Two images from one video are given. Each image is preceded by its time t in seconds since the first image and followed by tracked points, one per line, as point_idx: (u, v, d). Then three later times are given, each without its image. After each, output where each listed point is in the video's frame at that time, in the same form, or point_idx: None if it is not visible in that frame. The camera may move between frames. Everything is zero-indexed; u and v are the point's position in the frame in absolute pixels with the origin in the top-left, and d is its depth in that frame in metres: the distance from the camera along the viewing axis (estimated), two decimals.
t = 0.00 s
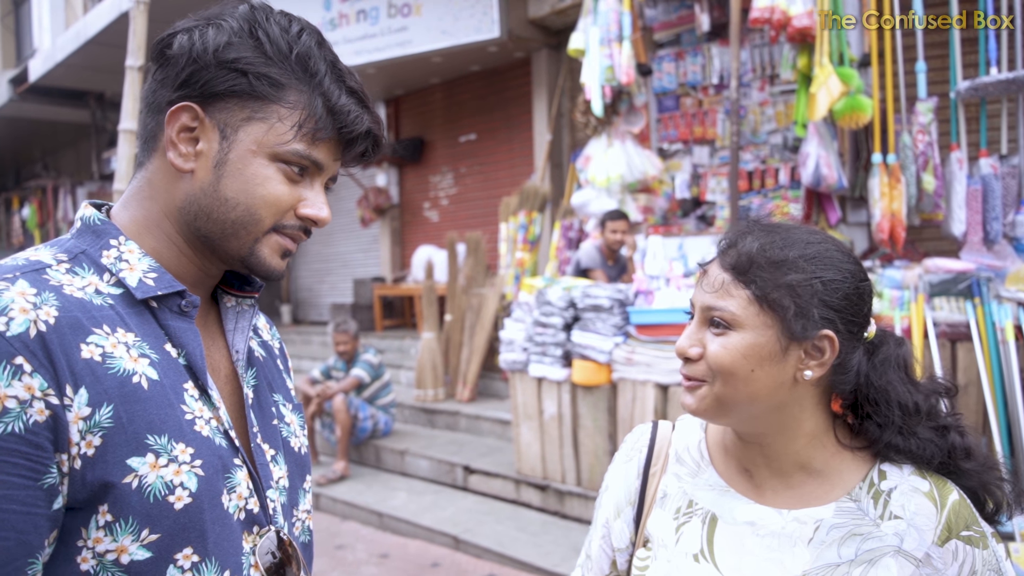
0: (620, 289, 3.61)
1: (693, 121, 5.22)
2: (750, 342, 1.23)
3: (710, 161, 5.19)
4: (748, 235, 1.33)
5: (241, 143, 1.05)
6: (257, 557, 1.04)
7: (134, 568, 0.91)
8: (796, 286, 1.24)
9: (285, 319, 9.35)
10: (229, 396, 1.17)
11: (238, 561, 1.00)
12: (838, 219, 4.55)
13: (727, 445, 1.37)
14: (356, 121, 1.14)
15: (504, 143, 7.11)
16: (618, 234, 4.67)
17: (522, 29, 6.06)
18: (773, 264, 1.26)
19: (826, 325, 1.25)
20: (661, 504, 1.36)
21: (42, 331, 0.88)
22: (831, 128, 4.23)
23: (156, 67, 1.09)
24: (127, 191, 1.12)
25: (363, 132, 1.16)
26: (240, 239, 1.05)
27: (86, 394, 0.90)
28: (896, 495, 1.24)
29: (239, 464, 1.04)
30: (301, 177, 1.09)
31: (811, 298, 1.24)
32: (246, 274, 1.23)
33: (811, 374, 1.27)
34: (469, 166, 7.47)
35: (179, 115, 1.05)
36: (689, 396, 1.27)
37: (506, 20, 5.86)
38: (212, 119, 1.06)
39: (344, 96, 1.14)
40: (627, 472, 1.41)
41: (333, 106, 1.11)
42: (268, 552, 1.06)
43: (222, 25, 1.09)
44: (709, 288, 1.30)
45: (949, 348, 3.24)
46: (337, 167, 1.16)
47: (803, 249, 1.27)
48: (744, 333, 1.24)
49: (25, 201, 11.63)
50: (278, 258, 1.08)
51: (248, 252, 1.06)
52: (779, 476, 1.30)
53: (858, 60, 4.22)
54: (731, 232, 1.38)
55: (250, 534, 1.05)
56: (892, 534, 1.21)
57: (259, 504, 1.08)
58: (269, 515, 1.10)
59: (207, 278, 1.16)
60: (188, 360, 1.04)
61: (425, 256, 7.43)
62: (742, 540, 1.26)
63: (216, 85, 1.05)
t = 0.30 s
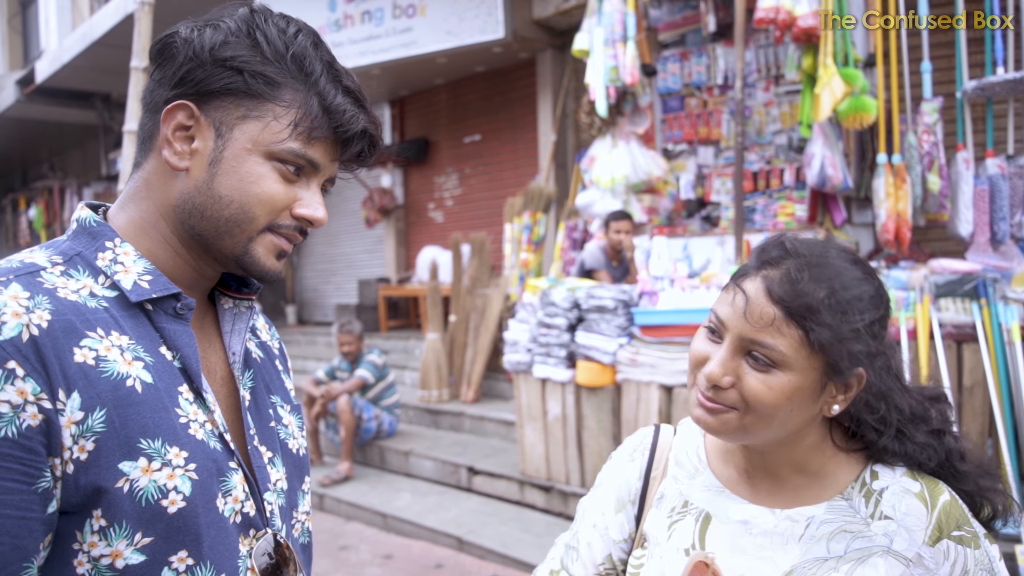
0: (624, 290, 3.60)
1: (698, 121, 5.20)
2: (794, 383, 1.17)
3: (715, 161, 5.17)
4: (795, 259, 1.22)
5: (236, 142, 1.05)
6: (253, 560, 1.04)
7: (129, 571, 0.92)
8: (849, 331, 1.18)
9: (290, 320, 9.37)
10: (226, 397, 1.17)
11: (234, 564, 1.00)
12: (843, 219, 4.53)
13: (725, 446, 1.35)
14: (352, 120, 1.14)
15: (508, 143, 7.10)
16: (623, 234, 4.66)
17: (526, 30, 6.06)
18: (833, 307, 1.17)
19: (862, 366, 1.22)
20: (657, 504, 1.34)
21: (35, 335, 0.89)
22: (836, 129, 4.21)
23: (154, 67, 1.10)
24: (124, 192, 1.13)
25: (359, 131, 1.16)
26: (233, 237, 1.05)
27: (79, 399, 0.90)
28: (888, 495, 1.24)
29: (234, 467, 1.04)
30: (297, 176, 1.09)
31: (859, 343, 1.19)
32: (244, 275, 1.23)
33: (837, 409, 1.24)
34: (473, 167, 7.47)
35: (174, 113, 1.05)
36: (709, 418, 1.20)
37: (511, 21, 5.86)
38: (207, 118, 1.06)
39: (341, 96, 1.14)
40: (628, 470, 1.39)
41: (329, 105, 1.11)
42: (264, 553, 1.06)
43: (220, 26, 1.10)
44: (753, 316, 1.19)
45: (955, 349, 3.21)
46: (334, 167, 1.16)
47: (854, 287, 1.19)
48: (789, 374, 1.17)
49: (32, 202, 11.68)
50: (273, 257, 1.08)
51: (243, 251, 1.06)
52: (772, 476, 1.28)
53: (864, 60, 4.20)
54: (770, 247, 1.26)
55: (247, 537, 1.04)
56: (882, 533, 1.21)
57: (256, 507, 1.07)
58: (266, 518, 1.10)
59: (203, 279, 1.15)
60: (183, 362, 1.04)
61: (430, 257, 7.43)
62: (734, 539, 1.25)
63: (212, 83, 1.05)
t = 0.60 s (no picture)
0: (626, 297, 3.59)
1: (700, 128, 5.21)
2: (767, 339, 1.22)
3: (717, 168, 5.17)
4: (716, 247, 1.34)
5: (227, 150, 1.05)
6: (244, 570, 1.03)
7: None
8: (785, 280, 1.28)
9: (293, 326, 9.37)
10: (219, 406, 1.17)
11: None
12: (846, 226, 4.52)
13: (726, 455, 1.36)
14: (343, 127, 1.14)
15: (510, 150, 7.11)
16: (625, 241, 4.65)
17: (529, 37, 6.08)
18: (759, 263, 1.28)
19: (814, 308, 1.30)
20: (663, 515, 1.34)
21: (24, 344, 0.88)
22: (838, 136, 4.21)
23: (146, 77, 1.10)
24: (116, 203, 1.13)
25: (351, 138, 1.16)
26: (225, 245, 1.05)
27: (68, 407, 0.90)
28: (891, 506, 1.22)
29: (225, 477, 1.04)
30: (288, 184, 1.09)
31: (798, 286, 1.29)
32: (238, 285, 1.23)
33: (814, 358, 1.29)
34: (476, 174, 7.48)
35: (165, 123, 1.06)
36: (709, 413, 1.22)
37: (513, 28, 5.87)
38: (198, 127, 1.06)
39: (331, 103, 1.13)
40: (641, 480, 1.37)
41: (320, 112, 1.11)
42: (256, 563, 1.05)
43: (209, 36, 1.10)
44: (703, 302, 1.27)
45: (958, 357, 3.21)
46: (326, 175, 1.16)
47: (771, 249, 1.32)
48: (758, 334, 1.22)
49: (36, 209, 11.72)
50: (265, 265, 1.08)
51: (235, 259, 1.06)
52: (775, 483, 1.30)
53: (866, 67, 4.20)
54: (691, 253, 1.39)
55: (237, 547, 1.04)
56: (887, 545, 1.20)
57: (247, 517, 1.07)
58: (257, 528, 1.09)
59: (196, 289, 1.16)
60: (175, 371, 1.04)
61: (432, 263, 7.44)
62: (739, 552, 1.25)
63: (202, 92, 1.05)
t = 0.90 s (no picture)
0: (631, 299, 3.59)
1: (706, 130, 5.20)
2: (779, 348, 1.21)
3: (723, 169, 5.17)
4: (755, 244, 1.33)
5: (221, 151, 1.06)
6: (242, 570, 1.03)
7: None
8: (815, 291, 1.26)
9: (299, 328, 9.40)
10: (219, 408, 1.18)
11: None
12: (853, 228, 4.51)
13: (730, 460, 1.36)
14: (337, 125, 1.15)
15: (516, 151, 7.12)
16: (630, 243, 4.65)
17: (534, 39, 6.08)
18: (793, 270, 1.26)
19: (840, 326, 1.28)
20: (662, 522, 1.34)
21: (20, 345, 0.89)
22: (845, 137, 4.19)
23: (140, 79, 1.10)
24: (112, 205, 1.14)
25: (345, 137, 1.16)
26: (222, 245, 1.06)
27: (64, 408, 0.90)
28: (899, 513, 1.22)
29: (223, 477, 1.04)
30: (284, 184, 1.09)
31: (827, 300, 1.27)
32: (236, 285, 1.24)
33: (831, 376, 1.28)
34: (482, 175, 7.49)
35: (159, 124, 1.06)
36: (709, 409, 1.22)
37: (519, 29, 5.87)
38: (192, 128, 1.07)
39: (325, 102, 1.14)
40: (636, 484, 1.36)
41: (313, 112, 1.12)
42: (254, 564, 1.05)
43: (202, 37, 1.10)
44: (726, 295, 1.27)
45: (965, 359, 3.20)
46: (321, 174, 1.16)
47: (811, 256, 1.29)
48: (771, 339, 1.22)
49: (45, 211, 11.80)
50: (263, 265, 1.09)
51: (232, 259, 1.06)
52: (781, 490, 1.28)
53: (873, 68, 4.18)
54: (730, 244, 1.39)
55: (236, 547, 1.04)
56: (894, 553, 1.19)
57: (245, 517, 1.07)
58: (256, 528, 1.10)
59: (194, 290, 1.16)
60: (173, 372, 1.04)
61: (438, 265, 7.45)
62: (743, 559, 1.25)
63: (196, 93, 1.06)
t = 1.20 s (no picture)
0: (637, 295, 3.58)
1: (713, 126, 5.19)
2: (769, 339, 1.22)
3: (730, 166, 5.16)
4: (743, 240, 1.34)
5: (219, 148, 1.06)
6: (244, 566, 1.05)
7: None
8: (803, 283, 1.25)
9: (306, 325, 9.43)
10: (220, 404, 1.19)
11: (223, 570, 1.01)
12: (860, 224, 4.49)
13: (729, 456, 1.36)
14: (334, 121, 1.15)
15: (522, 148, 7.11)
16: (636, 240, 4.64)
17: (540, 35, 6.07)
18: (778, 261, 1.27)
19: (833, 314, 1.27)
20: (663, 521, 1.34)
21: (19, 342, 0.90)
22: (852, 133, 4.17)
23: (137, 76, 1.11)
24: (112, 203, 1.14)
25: (343, 133, 1.17)
26: (221, 242, 1.06)
27: (63, 404, 0.91)
28: (902, 512, 1.21)
29: (223, 473, 1.05)
30: (282, 180, 1.10)
31: (816, 290, 1.26)
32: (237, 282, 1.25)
33: (827, 364, 1.26)
34: (488, 173, 7.49)
35: (157, 121, 1.07)
36: (708, 404, 1.24)
37: (525, 26, 5.86)
38: (190, 125, 1.07)
39: (323, 98, 1.15)
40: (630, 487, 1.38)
41: (311, 108, 1.12)
42: (256, 560, 1.07)
43: (200, 33, 1.11)
44: (715, 292, 1.28)
45: (972, 356, 3.19)
46: (319, 170, 1.17)
47: (797, 247, 1.30)
48: (760, 330, 1.22)
49: (54, 209, 11.86)
50: (262, 261, 1.10)
51: (231, 255, 1.07)
52: (783, 488, 1.28)
53: (880, 63, 4.16)
54: (721, 241, 1.39)
55: (237, 543, 1.05)
56: (896, 552, 1.18)
57: (246, 513, 1.08)
58: (257, 524, 1.10)
59: (193, 287, 1.17)
60: (173, 368, 1.05)
61: (444, 262, 7.46)
62: (744, 557, 1.24)
63: (192, 90, 1.07)
